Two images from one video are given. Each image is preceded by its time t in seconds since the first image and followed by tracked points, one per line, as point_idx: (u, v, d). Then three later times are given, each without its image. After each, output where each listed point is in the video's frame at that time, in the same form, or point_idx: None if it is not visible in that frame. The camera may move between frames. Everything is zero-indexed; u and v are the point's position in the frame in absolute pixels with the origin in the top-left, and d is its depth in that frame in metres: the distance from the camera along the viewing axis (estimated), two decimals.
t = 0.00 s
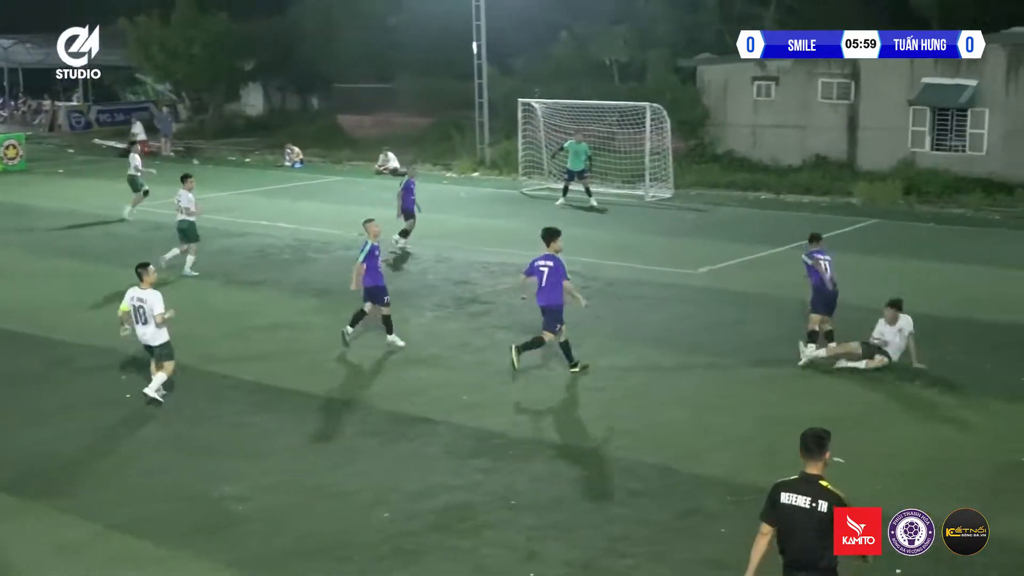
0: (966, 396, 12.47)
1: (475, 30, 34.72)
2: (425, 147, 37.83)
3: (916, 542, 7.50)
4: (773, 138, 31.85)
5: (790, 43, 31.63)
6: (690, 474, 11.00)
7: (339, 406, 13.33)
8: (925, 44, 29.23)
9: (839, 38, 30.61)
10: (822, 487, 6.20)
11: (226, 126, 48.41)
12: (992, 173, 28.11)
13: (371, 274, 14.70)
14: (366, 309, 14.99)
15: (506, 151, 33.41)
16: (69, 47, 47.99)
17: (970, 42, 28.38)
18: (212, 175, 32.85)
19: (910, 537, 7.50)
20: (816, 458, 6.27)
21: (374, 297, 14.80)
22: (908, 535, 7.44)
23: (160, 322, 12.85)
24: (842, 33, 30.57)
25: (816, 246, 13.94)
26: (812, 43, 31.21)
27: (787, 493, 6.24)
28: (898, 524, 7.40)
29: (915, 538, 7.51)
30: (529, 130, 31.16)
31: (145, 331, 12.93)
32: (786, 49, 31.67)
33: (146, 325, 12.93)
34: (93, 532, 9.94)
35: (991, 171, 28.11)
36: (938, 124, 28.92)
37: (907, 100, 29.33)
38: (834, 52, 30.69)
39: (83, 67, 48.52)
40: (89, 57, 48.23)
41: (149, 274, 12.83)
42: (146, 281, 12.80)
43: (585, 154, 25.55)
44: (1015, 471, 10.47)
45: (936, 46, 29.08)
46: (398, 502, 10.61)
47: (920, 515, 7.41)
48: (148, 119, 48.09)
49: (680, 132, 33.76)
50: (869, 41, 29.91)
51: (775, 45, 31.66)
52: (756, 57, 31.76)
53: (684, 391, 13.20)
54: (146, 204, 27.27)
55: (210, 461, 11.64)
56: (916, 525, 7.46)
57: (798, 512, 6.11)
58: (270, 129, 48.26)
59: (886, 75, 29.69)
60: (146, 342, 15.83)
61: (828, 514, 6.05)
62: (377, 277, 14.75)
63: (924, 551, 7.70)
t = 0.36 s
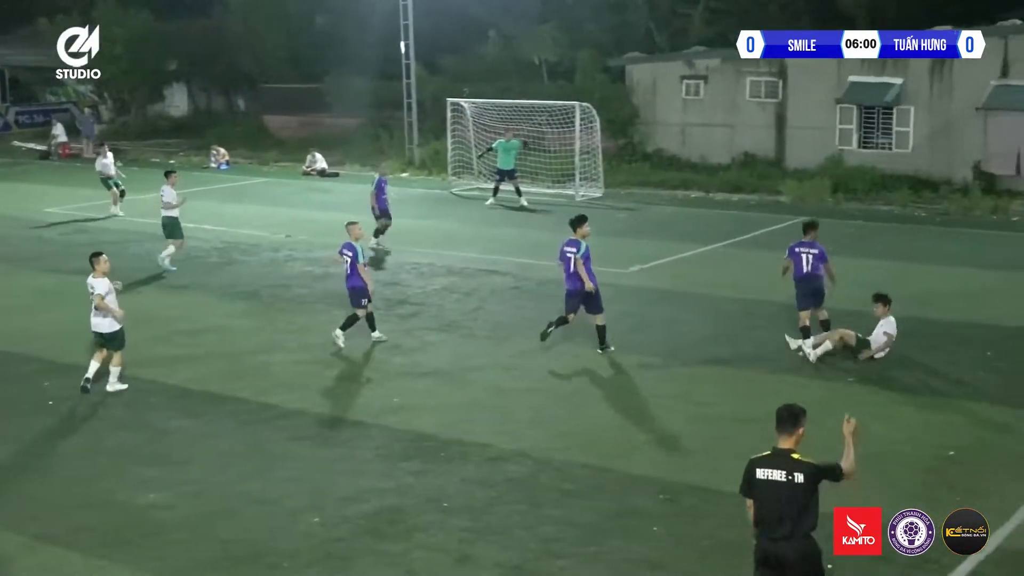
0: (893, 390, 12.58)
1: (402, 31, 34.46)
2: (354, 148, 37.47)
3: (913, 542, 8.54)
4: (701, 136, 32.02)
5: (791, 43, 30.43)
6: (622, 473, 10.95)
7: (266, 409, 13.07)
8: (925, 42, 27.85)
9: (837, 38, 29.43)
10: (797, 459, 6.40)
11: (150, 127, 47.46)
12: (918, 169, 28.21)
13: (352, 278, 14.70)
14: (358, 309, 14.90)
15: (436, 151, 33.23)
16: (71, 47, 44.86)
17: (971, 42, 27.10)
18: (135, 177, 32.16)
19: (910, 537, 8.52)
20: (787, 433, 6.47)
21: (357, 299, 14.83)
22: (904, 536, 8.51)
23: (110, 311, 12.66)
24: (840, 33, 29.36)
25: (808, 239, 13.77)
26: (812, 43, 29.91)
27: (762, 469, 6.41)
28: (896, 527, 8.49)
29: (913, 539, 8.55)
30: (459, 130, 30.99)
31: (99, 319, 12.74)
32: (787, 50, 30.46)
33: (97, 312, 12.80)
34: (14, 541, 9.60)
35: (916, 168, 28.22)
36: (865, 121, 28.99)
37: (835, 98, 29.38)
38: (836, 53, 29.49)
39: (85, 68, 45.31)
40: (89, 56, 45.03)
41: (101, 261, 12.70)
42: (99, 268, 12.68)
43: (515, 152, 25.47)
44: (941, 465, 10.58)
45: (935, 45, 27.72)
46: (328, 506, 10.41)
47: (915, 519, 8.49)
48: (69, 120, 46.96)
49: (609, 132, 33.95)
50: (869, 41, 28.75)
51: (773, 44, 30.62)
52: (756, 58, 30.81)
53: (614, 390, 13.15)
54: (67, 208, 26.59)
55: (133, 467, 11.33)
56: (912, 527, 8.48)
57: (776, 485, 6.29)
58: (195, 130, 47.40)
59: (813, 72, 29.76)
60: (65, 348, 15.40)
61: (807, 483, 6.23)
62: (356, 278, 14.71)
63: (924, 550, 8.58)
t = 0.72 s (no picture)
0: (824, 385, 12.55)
1: (326, 25, 33.86)
2: (278, 146, 36.86)
3: (916, 542, 8.45)
4: (631, 132, 31.86)
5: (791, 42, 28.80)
6: (556, 474, 10.75)
7: (191, 414, 12.64)
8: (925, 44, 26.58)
9: (837, 37, 27.78)
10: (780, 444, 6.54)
11: (67, 125, 46.15)
12: (848, 165, 28.19)
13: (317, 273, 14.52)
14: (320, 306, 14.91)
15: (362, 149, 32.81)
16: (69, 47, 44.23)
17: (971, 42, 26.07)
18: (52, 177, 31.23)
19: (910, 537, 8.44)
20: (770, 417, 6.60)
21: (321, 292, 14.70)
22: (906, 535, 8.45)
23: (57, 306, 12.46)
24: (842, 31, 27.68)
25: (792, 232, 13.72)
26: (812, 43, 28.18)
27: (747, 454, 6.54)
28: (898, 524, 8.49)
29: (915, 539, 8.47)
30: (387, 127, 30.55)
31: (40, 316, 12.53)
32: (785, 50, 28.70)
33: (38, 307, 12.49)
34: None
35: (845, 164, 28.20)
36: (796, 117, 28.94)
37: (765, 93, 29.34)
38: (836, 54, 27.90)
39: (82, 69, 44.95)
40: (87, 57, 45.16)
41: (47, 255, 12.34)
42: (43, 263, 12.34)
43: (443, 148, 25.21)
44: (873, 461, 10.55)
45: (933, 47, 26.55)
46: (256, 511, 10.06)
47: (918, 517, 8.51)
48: None
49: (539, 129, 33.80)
50: (869, 41, 27.23)
51: (773, 43, 29.03)
52: (757, 58, 29.39)
53: (547, 390, 12.97)
54: None
55: (51, 475, 10.85)
56: (916, 526, 8.47)
57: (761, 470, 6.41)
58: (114, 129, 46.20)
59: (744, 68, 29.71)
60: None
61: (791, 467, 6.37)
62: (321, 276, 14.54)
63: (925, 550, 8.49)
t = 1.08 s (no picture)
0: (765, 383, 12.53)
1: (260, 21, 33.29)
2: (211, 144, 36.26)
3: (916, 542, 8.48)
4: (572, 128, 31.75)
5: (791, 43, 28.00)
6: (497, 475, 10.57)
7: (122, 419, 12.27)
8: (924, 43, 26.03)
9: (838, 37, 27.18)
10: (758, 425, 6.86)
11: None
12: (788, 161, 28.32)
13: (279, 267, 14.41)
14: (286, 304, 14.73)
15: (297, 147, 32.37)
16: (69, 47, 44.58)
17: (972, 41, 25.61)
18: None
19: (910, 537, 8.48)
20: (747, 398, 6.89)
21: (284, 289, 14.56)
22: (906, 535, 8.49)
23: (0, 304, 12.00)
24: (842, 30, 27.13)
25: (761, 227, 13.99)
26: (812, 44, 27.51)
27: (726, 434, 6.86)
28: (898, 524, 8.55)
29: (916, 539, 8.50)
30: (322, 124, 30.11)
31: None
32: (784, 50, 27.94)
33: None
34: None
35: (785, 160, 28.32)
36: (735, 114, 29.01)
37: (705, 89, 29.40)
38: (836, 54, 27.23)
39: (82, 70, 45.23)
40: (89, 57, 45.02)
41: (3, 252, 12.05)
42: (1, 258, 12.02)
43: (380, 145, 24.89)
44: (814, 458, 10.54)
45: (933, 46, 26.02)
46: (191, 518, 9.77)
47: (918, 517, 8.57)
48: None
49: (478, 126, 33.59)
50: (870, 41, 26.77)
51: (774, 43, 28.16)
52: (756, 58, 28.45)
53: (487, 390, 12.80)
54: None
55: None
56: (915, 526, 8.52)
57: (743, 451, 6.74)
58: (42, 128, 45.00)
59: (684, 64, 29.77)
60: None
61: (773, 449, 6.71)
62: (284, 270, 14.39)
63: (925, 550, 8.54)
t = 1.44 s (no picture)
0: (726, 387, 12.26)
1: (203, 18, 32.52)
2: (153, 143, 35.42)
3: (916, 542, 8.53)
4: (527, 127, 31.44)
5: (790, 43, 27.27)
6: (452, 484, 10.18)
7: (58, 430, 11.71)
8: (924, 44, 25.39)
9: (837, 37, 26.55)
10: (747, 410, 7.28)
11: None
12: (748, 160, 28.05)
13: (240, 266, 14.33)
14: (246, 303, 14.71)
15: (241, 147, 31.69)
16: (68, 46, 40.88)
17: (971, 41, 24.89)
18: None
19: (911, 536, 8.55)
20: (735, 387, 7.31)
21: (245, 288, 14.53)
22: (906, 535, 8.56)
23: None
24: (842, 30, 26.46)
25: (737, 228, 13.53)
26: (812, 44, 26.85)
27: (715, 421, 7.26)
28: (899, 524, 8.66)
29: (916, 539, 8.56)
30: (268, 123, 29.44)
31: None
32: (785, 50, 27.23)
33: None
34: None
35: (746, 159, 28.05)
36: (694, 111, 28.79)
37: (662, 86, 29.13)
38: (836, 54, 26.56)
39: (82, 69, 42.78)
40: (87, 56, 41.84)
41: None
42: None
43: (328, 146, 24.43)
44: (776, 463, 10.28)
45: (933, 46, 25.30)
46: (130, 532, 9.30)
47: (919, 517, 8.68)
48: None
49: (429, 125, 33.11)
50: (869, 41, 26.07)
51: (773, 43, 27.44)
52: (756, 58, 27.67)
53: (440, 397, 12.40)
54: None
55: None
56: (915, 526, 8.63)
57: (733, 435, 7.14)
58: None
59: (641, 60, 29.47)
60: None
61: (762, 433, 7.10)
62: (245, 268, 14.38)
63: (927, 551, 8.54)
